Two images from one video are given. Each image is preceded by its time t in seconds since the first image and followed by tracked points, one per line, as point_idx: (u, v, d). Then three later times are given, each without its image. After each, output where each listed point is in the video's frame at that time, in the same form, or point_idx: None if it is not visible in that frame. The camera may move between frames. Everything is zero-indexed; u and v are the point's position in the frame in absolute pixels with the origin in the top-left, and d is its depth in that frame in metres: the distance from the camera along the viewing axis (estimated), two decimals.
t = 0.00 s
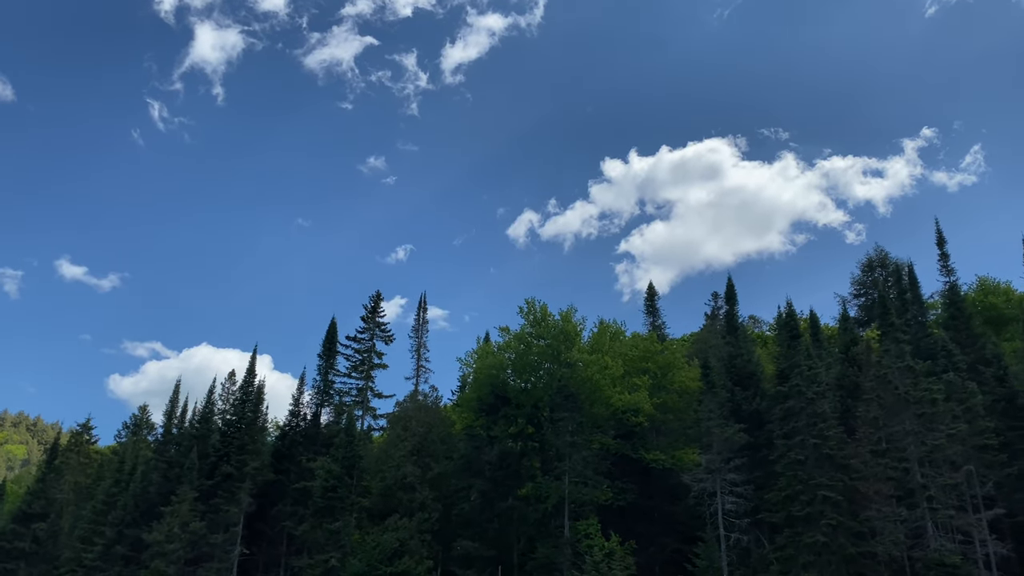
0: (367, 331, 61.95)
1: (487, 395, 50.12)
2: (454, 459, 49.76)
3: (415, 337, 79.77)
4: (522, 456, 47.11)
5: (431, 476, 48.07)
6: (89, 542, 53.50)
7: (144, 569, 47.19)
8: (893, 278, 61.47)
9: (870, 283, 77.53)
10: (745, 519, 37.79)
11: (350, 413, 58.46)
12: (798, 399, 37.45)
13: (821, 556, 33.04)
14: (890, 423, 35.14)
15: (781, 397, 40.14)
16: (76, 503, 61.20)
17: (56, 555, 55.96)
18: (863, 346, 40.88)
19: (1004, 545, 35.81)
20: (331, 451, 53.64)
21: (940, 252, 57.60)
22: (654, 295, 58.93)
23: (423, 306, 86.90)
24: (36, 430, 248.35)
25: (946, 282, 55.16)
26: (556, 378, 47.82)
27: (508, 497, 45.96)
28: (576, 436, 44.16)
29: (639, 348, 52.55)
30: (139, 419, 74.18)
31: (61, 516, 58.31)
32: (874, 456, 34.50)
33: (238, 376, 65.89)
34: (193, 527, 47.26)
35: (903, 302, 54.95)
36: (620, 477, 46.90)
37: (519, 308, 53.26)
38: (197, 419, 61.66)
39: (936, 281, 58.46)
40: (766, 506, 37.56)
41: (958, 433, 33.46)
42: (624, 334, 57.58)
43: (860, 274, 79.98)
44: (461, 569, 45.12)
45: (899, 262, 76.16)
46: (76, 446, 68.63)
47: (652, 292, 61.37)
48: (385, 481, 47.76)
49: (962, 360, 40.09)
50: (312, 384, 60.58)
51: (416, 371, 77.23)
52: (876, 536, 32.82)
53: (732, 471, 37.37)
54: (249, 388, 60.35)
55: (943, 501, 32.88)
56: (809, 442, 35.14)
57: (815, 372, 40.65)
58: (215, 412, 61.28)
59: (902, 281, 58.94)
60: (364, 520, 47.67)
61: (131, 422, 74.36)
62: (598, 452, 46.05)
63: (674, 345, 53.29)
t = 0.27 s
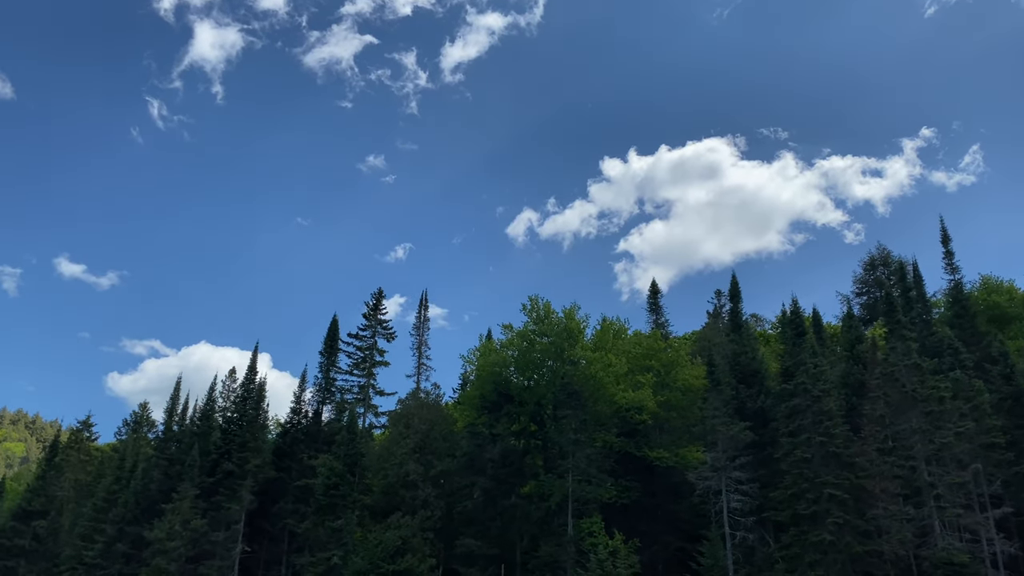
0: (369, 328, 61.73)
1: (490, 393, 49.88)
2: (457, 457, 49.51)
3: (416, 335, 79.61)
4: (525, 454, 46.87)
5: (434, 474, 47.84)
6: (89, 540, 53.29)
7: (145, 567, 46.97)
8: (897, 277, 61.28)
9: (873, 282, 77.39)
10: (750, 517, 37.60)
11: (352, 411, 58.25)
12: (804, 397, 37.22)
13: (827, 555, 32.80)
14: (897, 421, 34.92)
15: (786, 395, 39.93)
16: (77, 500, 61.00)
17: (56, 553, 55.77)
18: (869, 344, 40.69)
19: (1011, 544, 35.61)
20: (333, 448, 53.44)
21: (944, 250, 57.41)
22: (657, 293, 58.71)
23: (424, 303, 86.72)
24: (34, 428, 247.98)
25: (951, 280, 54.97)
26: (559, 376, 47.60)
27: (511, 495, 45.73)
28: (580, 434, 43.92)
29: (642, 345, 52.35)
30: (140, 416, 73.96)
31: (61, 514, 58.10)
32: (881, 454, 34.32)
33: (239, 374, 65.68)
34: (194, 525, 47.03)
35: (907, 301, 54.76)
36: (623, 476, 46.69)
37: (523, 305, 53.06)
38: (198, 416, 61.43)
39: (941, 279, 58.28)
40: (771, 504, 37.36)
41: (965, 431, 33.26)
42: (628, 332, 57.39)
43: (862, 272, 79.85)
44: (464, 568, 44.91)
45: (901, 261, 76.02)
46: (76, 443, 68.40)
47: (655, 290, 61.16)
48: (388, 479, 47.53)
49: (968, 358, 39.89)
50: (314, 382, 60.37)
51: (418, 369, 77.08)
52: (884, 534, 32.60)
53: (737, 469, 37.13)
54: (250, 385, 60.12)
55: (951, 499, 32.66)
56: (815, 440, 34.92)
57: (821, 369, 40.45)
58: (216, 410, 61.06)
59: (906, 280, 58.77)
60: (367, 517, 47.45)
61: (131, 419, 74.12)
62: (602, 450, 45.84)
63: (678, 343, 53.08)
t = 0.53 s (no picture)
0: (370, 325, 61.49)
1: (492, 390, 49.64)
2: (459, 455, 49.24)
3: (417, 332, 79.44)
4: (528, 452, 46.65)
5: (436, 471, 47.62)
6: (90, 537, 53.10)
7: (146, 564, 46.78)
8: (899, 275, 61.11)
9: (875, 281, 77.24)
10: (755, 516, 37.40)
11: (353, 408, 58.03)
12: (809, 395, 36.97)
13: (833, 553, 32.58)
14: (903, 419, 34.70)
15: (792, 393, 39.71)
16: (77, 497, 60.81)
17: (56, 550, 55.61)
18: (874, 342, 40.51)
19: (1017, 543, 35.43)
20: (334, 446, 53.21)
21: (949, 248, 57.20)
22: (660, 290, 58.47)
23: (425, 301, 86.55)
24: (33, 425, 247.63)
25: (955, 279, 54.80)
26: (562, 374, 47.38)
27: (513, 493, 45.51)
28: (583, 431, 43.65)
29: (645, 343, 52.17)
30: (140, 413, 73.74)
31: (62, 511, 57.90)
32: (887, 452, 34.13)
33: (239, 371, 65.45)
34: (195, 522, 46.82)
35: (911, 299, 54.56)
36: (626, 474, 46.49)
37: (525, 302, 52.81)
38: (198, 413, 61.20)
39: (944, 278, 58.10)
40: (776, 503, 37.16)
41: (973, 430, 33.05)
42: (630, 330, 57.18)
43: (864, 271, 79.70)
44: (466, 566, 44.72)
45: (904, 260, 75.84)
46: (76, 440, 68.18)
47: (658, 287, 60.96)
48: (389, 476, 47.30)
49: (975, 356, 39.67)
50: (315, 379, 60.14)
51: (419, 366, 76.92)
52: (890, 533, 32.40)
53: (741, 467, 36.90)
54: (251, 382, 59.88)
55: (958, 498, 32.44)
56: (821, 438, 34.70)
57: (826, 367, 40.24)
58: (217, 407, 60.83)
59: (910, 278, 58.58)
60: (368, 515, 47.23)
61: (132, 416, 73.89)
62: (605, 448, 45.61)
63: (681, 340, 52.85)
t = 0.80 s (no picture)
0: (371, 322, 61.24)
1: (494, 387, 49.40)
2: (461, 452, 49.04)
3: (418, 330, 79.20)
4: (530, 450, 46.44)
5: (438, 469, 47.39)
6: (89, 534, 52.87)
7: (145, 561, 46.55)
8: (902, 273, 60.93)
9: (876, 280, 77.07)
10: (759, 514, 37.19)
11: (354, 406, 57.80)
12: (814, 393, 36.76)
13: (838, 552, 32.36)
14: (909, 417, 34.51)
15: (796, 391, 39.51)
16: (76, 494, 60.54)
17: (55, 547, 55.36)
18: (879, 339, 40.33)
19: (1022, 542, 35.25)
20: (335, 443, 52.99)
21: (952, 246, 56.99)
22: (662, 288, 58.28)
23: (425, 298, 86.30)
24: (31, 423, 247.06)
25: (958, 277, 54.61)
26: (565, 371, 47.16)
27: (515, 491, 45.29)
28: (586, 429, 43.45)
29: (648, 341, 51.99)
30: (139, 410, 73.46)
31: (61, 508, 57.63)
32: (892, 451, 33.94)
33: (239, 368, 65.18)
34: (195, 519, 46.58)
35: (914, 298, 54.38)
36: (629, 472, 46.29)
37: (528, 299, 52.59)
38: (198, 410, 60.93)
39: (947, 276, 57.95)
40: (780, 501, 36.97)
41: (979, 428, 32.86)
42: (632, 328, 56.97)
43: (866, 269, 79.53)
44: (468, 563, 44.52)
45: (906, 258, 75.67)
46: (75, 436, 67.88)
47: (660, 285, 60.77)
48: (391, 474, 47.07)
49: (980, 354, 39.48)
50: (316, 376, 59.89)
51: (419, 364, 76.70)
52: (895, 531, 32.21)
53: (745, 465, 36.68)
54: (252, 379, 59.61)
55: (965, 496, 32.23)
56: (826, 436, 34.51)
57: (830, 365, 40.06)
58: (217, 404, 60.57)
59: (913, 277, 58.41)
60: (369, 513, 47.00)
61: (131, 413, 73.61)
62: (608, 446, 45.40)
63: (684, 338, 52.64)
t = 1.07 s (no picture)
0: (371, 319, 61.00)
1: (495, 384, 49.16)
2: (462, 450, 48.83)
3: (418, 327, 78.94)
4: (531, 447, 46.21)
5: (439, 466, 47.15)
6: (88, 531, 52.63)
7: (145, 559, 46.31)
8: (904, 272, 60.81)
9: (876, 278, 76.90)
10: (763, 513, 36.99)
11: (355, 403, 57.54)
12: (819, 390, 36.56)
13: (843, 550, 32.13)
14: (914, 415, 34.34)
15: (800, 389, 39.32)
16: (75, 491, 60.25)
17: (54, 545, 55.09)
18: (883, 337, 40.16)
19: None
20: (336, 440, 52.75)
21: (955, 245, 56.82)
22: (664, 285, 58.09)
23: (425, 296, 86.06)
24: (28, 420, 246.47)
25: (961, 275, 54.45)
26: (567, 368, 46.95)
27: (517, 489, 45.07)
28: (588, 426, 43.23)
29: (650, 339, 51.83)
30: (138, 407, 73.16)
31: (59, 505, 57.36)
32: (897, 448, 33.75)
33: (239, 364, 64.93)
34: (195, 516, 46.33)
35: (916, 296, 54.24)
36: (631, 470, 46.09)
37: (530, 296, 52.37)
38: (198, 407, 60.65)
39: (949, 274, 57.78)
40: (784, 499, 36.76)
41: (985, 426, 32.69)
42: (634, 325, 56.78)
43: (866, 268, 79.39)
44: (469, 561, 44.30)
45: (907, 257, 75.52)
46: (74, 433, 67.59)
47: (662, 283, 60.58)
48: (392, 471, 46.84)
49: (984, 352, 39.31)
50: (316, 373, 59.63)
51: (419, 361, 76.47)
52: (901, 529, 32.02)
53: (749, 463, 36.46)
54: (251, 376, 59.33)
55: (970, 494, 32.05)
56: (831, 434, 34.32)
57: (834, 363, 39.88)
58: (216, 401, 60.29)
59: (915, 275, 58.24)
60: (370, 510, 46.76)
61: (130, 410, 73.30)
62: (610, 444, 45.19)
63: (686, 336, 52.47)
